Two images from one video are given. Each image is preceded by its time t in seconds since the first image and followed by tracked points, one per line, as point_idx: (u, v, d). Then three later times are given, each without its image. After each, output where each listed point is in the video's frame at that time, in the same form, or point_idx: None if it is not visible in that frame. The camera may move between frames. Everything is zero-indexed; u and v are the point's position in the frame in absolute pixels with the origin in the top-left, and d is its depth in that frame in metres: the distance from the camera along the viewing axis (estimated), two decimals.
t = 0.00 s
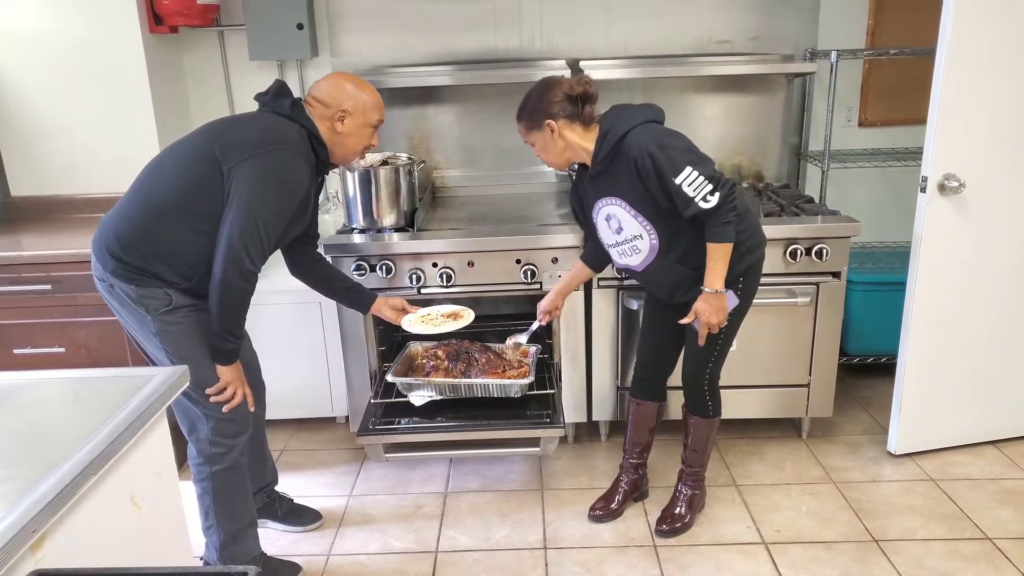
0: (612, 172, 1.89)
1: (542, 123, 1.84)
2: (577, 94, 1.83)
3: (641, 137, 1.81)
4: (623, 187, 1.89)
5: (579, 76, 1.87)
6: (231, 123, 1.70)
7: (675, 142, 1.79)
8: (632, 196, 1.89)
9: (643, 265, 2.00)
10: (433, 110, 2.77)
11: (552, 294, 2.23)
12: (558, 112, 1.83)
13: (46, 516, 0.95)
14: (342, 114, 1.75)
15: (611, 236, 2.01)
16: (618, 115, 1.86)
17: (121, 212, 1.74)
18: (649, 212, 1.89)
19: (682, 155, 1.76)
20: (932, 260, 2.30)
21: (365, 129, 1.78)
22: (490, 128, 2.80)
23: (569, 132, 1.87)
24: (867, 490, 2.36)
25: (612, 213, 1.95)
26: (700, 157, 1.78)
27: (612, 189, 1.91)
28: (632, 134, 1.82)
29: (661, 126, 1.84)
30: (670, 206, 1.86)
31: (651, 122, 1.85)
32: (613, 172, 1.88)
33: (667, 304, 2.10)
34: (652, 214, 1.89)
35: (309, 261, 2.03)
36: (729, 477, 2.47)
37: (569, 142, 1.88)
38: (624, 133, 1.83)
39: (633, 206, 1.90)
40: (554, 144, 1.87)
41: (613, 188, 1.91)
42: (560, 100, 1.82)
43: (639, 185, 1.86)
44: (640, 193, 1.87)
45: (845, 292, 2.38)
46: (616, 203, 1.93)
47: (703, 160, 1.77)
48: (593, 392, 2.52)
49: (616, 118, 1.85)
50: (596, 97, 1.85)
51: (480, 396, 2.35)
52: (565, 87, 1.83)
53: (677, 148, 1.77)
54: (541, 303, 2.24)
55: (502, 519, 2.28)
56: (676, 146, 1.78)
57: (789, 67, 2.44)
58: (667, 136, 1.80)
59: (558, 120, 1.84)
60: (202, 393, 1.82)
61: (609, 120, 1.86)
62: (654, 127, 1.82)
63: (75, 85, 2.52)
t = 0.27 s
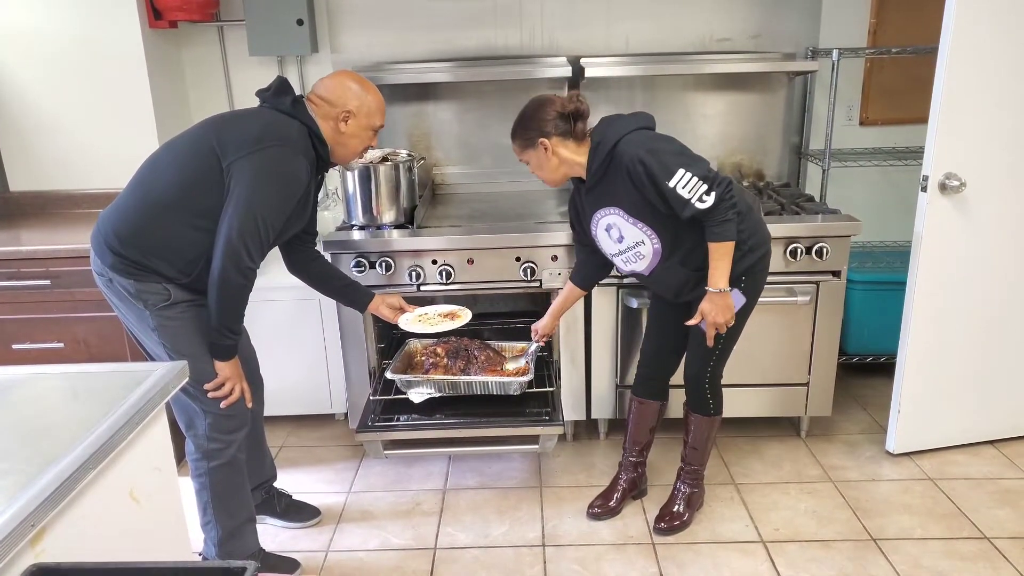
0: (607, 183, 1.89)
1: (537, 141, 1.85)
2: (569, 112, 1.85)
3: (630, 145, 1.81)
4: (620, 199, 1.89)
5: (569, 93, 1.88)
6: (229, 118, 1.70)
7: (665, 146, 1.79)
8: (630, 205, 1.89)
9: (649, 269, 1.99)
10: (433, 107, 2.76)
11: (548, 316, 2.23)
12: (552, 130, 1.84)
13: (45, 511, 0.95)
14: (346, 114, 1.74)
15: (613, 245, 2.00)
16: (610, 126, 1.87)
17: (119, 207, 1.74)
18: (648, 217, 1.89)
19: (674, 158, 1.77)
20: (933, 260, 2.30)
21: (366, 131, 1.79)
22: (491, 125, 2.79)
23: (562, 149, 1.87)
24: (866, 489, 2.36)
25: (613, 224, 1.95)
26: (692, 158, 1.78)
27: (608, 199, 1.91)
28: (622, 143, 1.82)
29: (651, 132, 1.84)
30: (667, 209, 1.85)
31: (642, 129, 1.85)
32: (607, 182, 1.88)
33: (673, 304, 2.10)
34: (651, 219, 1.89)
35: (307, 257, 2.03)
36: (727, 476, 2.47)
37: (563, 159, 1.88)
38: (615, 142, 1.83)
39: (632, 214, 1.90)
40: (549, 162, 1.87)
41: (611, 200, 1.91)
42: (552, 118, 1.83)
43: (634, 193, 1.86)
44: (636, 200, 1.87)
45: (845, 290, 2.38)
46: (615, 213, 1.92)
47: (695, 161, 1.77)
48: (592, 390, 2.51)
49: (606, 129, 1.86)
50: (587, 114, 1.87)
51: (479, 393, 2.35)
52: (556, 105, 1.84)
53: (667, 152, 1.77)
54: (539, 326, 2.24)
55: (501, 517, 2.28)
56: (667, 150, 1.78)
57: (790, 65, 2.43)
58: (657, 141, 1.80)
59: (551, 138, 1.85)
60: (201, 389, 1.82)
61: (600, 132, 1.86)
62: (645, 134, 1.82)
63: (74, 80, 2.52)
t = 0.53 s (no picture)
0: (603, 186, 1.89)
1: (531, 147, 1.85)
2: (563, 116, 1.85)
3: (625, 148, 1.81)
4: (616, 202, 1.89)
5: (562, 99, 1.89)
6: (230, 117, 1.69)
7: (660, 148, 1.80)
8: (626, 207, 1.89)
9: (649, 270, 2.00)
10: (432, 106, 2.76)
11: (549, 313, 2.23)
12: (546, 135, 1.84)
13: (41, 511, 0.94)
14: (350, 114, 1.74)
15: (612, 247, 2.01)
16: (604, 128, 1.87)
17: (120, 205, 1.73)
18: (645, 218, 1.89)
19: (669, 160, 1.77)
20: (930, 259, 2.30)
21: (368, 133, 1.78)
22: (489, 124, 2.79)
23: (558, 153, 1.87)
24: (864, 488, 2.36)
25: (611, 226, 1.95)
26: (688, 159, 1.78)
27: (604, 202, 1.92)
28: (617, 146, 1.82)
29: (647, 134, 1.85)
30: (664, 210, 1.86)
31: (637, 131, 1.85)
32: (604, 185, 1.89)
33: (671, 303, 2.10)
34: (648, 220, 1.89)
35: (306, 256, 2.02)
36: (726, 475, 2.47)
37: (559, 163, 1.88)
38: (610, 145, 1.83)
39: (629, 216, 1.90)
40: (545, 166, 1.87)
41: (607, 203, 1.91)
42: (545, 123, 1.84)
43: (630, 195, 1.86)
44: (633, 203, 1.87)
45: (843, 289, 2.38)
46: (612, 215, 1.93)
47: (691, 162, 1.78)
48: (590, 389, 2.51)
49: (602, 132, 1.86)
50: (580, 117, 1.87)
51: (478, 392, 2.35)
52: (549, 110, 1.85)
53: (662, 153, 1.78)
54: (539, 322, 2.24)
55: (499, 516, 2.28)
56: (662, 152, 1.78)
57: (788, 65, 2.44)
58: (652, 143, 1.80)
59: (546, 142, 1.85)
60: (200, 388, 1.81)
61: (599, 131, 1.87)
62: (641, 136, 1.83)
63: (71, 78, 2.51)
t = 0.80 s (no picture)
0: (597, 186, 1.89)
1: (527, 148, 1.86)
2: (558, 116, 1.85)
3: (619, 148, 1.81)
4: (611, 202, 1.89)
5: (558, 100, 1.89)
6: (231, 118, 1.69)
7: (654, 148, 1.80)
8: (621, 207, 1.89)
9: (645, 269, 1.99)
10: (430, 106, 2.76)
11: (544, 318, 2.22)
12: (541, 136, 1.85)
13: (39, 513, 0.94)
14: (351, 115, 1.73)
15: (608, 247, 2.00)
16: (600, 129, 1.87)
17: (121, 205, 1.73)
18: (641, 218, 1.89)
19: (663, 159, 1.77)
20: (928, 258, 2.31)
21: (370, 134, 1.78)
22: (488, 124, 2.79)
23: (554, 154, 1.87)
24: (863, 488, 2.36)
25: (606, 226, 1.95)
26: (681, 158, 1.78)
27: (600, 202, 1.92)
28: (612, 146, 1.83)
29: (642, 134, 1.85)
30: (659, 210, 1.85)
31: (631, 131, 1.85)
32: (598, 185, 1.89)
33: (668, 303, 2.10)
34: (644, 220, 1.89)
35: (304, 257, 2.01)
36: (725, 475, 2.47)
37: (555, 163, 1.88)
38: (605, 146, 1.84)
39: (624, 216, 1.90)
40: (541, 167, 1.87)
41: (602, 203, 1.91)
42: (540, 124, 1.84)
43: (625, 195, 1.86)
44: (628, 203, 1.87)
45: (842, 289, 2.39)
46: (607, 216, 1.93)
47: (684, 162, 1.77)
48: (589, 390, 2.51)
49: (596, 133, 1.86)
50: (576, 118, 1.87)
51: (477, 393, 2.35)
52: (545, 111, 1.85)
53: (655, 153, 1.78)
54: (534, 328, 2.23)
55: (498, 517, 2.28)
56: (655, 152, 1.78)
57: (786, 64, 2.44)
58: (646, 143, 1.80)
59: (542, 143, 1.86)
60: (200, 389, 1.81)
61: (592, 133, 1.87)
62: (635, 136, 1.83)
63: (69, 79, 2.50)
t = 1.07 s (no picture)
0: (591, 187, 1.89)
1: (523, 149, 1.86)
2: (552, 117, 1.85)
3: (611, 148, 1.81)
4: (604, 202, 1.89)
5: (553, 100, 1.89)
6: (230, 117, 1.69)
7: (645, 148, 1.80)
8: (614, 208, 1.89)
9: (641, 269, 2.00)
10: (428, 105, 2.75)
11: (539, 314, 2.22)
12: (537, 137, 1.84)
13: (37, 513, 0.94)
14: (351, 114, 1.73)
15: (603, 247, 2.01)
16: (593, 129, 1.86)
17: (120, 204, 1.72)
18: (634, 219, 1.89)
19: (653, 160, 1.77)
20: (927, 258, 2.31)
21: (370, 133, 1.78)
22: (487, 124, 2.78)
23: (549, 154, 1.87)
24: (861, 487, 2.36)
25: (600, 227, 1.95)
26: (672, 159, 1.78)
27: (594, 203, 1.92)
28: (604, 147, 1.82)
29: (635, 134, 1.85)
30: (652, 210, 1.85)
31: (623, 132, 1.85)
32: (592, 186, 1.89)
33: (664, 303, 2.10)
34: (638, 220, 1.89)
35: (303, 256, 2.01)
36: (724, 474, 2.47)
37: (551, 164, 1.88)
38: (597, 146, 1.83)
39: (618, 216, 1.90)
40: (537, 168, 1.88)
41: (595, 203, 1.91)
42: (536, 126, 1.84)
43: (619, 196, 1.86)
44: (620, 203, 1.87)
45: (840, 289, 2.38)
46: (601, 216, 1.93)
47: (675, 162, 1.77)
48: (588, 389, 2.51)
49: (589, 134, 1.86)
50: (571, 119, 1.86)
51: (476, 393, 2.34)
52: (540, 112, 1.85)
53: (646, 153, 1.78)
54: (530, 325, 2.23)
55: (497, 516, 2.28)
56: (646, 152, 1.78)
57: (784, 64, 2.44)
58: (637, 143, 1.80)
59: (537, 144, 1.85)
60: (199, 388, 1.80)
61: (584, 136, 1.86)
62: (628, 136, 1.83)
63: (67, 78, 2.50)
